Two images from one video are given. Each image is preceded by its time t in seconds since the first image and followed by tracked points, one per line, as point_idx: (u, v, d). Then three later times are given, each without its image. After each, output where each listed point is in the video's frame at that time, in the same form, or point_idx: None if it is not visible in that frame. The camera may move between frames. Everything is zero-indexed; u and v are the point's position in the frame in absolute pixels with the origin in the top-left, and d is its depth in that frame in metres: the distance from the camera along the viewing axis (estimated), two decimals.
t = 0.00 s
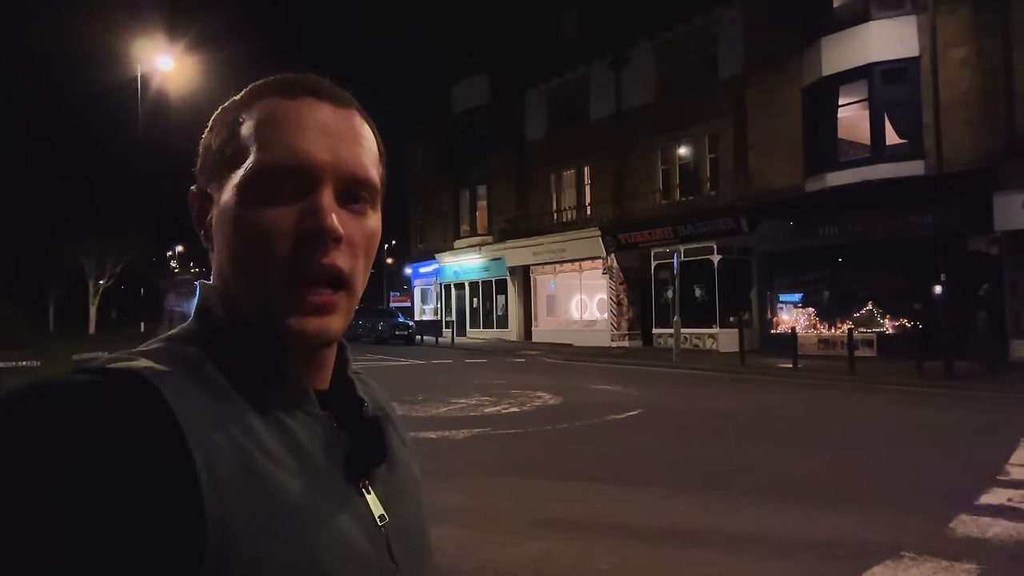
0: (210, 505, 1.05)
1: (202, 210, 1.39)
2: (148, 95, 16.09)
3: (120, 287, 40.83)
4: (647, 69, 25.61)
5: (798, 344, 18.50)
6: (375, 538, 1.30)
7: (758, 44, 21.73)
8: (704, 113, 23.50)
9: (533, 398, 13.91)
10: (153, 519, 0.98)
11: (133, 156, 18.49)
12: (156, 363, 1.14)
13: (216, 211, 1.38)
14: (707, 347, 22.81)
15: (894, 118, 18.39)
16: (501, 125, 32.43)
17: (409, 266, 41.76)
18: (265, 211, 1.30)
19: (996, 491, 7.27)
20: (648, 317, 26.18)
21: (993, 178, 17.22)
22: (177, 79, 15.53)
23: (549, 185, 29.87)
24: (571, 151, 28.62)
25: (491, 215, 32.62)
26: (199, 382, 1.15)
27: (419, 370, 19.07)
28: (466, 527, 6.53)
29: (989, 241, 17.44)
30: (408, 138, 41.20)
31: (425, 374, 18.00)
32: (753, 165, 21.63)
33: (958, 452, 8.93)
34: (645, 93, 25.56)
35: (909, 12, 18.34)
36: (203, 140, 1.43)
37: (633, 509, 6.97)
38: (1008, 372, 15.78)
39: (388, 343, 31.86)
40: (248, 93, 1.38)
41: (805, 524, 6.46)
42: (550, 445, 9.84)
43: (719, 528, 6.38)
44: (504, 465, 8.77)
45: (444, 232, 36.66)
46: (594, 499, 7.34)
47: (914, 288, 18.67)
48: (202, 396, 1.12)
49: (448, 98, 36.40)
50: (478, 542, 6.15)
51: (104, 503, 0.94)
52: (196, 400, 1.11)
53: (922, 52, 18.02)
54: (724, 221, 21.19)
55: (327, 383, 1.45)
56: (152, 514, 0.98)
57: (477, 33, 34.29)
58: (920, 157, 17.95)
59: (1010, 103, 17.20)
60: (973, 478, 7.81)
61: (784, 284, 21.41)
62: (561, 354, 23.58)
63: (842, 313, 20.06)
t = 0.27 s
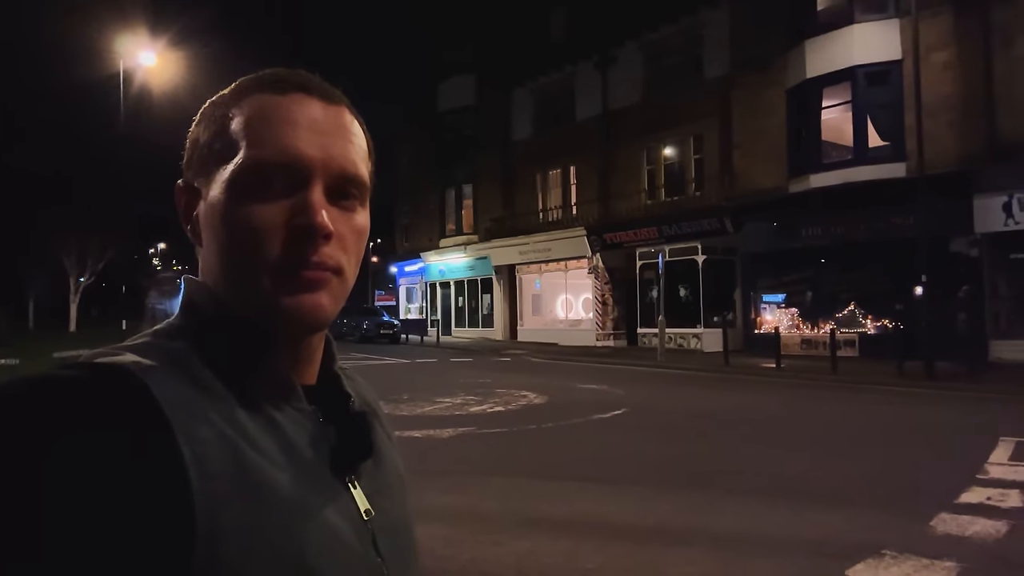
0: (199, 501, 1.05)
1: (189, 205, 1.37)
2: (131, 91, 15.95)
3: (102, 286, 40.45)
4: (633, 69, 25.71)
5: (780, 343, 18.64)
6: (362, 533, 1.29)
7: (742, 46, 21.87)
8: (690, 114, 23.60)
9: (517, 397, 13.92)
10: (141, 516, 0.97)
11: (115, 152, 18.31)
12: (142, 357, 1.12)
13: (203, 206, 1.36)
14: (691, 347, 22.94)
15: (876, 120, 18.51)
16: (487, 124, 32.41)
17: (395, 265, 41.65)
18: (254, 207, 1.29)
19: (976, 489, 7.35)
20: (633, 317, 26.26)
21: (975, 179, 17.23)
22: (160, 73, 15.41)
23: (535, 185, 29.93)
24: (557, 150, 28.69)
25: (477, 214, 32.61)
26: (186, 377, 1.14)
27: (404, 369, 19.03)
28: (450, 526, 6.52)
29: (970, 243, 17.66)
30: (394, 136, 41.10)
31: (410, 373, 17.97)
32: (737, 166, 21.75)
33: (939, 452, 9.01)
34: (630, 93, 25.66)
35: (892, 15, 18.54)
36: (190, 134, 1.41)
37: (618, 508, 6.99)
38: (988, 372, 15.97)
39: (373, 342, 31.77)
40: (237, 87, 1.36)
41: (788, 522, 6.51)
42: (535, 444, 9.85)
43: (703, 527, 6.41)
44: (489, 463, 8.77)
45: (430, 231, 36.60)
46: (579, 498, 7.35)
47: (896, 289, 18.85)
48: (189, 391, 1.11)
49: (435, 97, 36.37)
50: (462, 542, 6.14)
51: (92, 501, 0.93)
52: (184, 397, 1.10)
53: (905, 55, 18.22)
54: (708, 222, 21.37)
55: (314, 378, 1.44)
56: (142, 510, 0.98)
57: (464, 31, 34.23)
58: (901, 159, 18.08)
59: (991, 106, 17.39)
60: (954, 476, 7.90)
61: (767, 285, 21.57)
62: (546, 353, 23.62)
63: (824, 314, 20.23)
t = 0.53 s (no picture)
0: (180, 499, 1.04)
1: (174, 198, 1.36)
2: (100, 83, 15.66)
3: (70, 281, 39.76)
4: (609, 68, 25.82)
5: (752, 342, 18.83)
6: (342, 532, 1.28)
7: (717, 46, 22.06)
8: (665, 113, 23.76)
9: (493, 394, 13.93)
10: (126, 512, 0.96)
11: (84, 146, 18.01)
12: (126, 352, 1.11)
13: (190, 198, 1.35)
14: (665, 344, 23.13)
15: (848, 122, 18.76)
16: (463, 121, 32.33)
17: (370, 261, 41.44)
18: (239, 201, 1.29)
19: (942, 485, 7.51)
20: (609, 315, 26.39)
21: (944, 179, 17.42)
22: (133, 68, 15.20)
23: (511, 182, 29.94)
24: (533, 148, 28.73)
25: (454, 211, 32.56)
26: (170, 373, 1.13)
27: (378, 366, 18.96)
28: (424, 524, 6.51)
29: (937, 243, 17.98)
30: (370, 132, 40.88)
31: (385, 370, 17.90)
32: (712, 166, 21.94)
33: (907, 448, 9.18)
34: (606, 92, 25.78)
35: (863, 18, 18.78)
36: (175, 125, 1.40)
37: (592, 505, 7.03)
38: (954, 371, 16.29)
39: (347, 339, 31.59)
40: (227, 79, 1.36)
41: (760, 518, 6.59)
42: (511, 441, 9.85)
43: (676, 523, 6.46)
44: (464, 461, 8.78)
45: (406, 228, 36.46)
46: (553, 495, 7.39)
47: (867, 288, 19.12)
48: (173, 386, 1.10)
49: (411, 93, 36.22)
50: (435, 540, 6.14)
51: (79, 495, 0.91)
52: (168, 393, 1.09)
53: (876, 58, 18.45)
54: (683, 221, 21.67)
55: (297, 373, 1.44)
56: (125, 507, 0.96)
57: (440, 28, 34.10)
58: (872, 160, 18.36)
59: (958, 111, 17.73)
60: (921, 472, 8.06)
61: (740, 284, 21.83)
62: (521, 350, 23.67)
63: (796, 313, 20.52)
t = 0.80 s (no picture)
0: (182, 504, 1.02)
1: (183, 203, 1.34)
2: (55, 74, 15.26)
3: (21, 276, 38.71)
4: (573, 68, 25.98)
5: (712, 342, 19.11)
6: (342, 535, 1.25)
7: (679, 50, 22.35)
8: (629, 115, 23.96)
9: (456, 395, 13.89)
10: (138, 515, 0.97)
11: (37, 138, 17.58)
12: (125, 359, 1.09)
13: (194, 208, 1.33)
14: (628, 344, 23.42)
15: (806, 127, 19.23)
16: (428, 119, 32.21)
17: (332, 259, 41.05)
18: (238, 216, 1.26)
19: (897, 484, 7.70)
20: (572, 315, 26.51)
21: (896, 185, 17.87)
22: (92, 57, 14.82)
23: (476, 181, 29.92)
24: (498, 148, 28.78)
25: (418, 210, 32.44)
26: (172, 381, 1.10)
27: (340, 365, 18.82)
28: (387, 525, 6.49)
29: (891, 247, 18.43)
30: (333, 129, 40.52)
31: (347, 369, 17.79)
32: (674, 168, 22.27)
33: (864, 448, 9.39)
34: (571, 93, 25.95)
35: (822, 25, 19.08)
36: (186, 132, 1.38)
37: (556, 505, 7.05)
38: (905, 371, 16.74)
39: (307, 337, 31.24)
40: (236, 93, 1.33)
41: (721, 518, 6.66)
42: (475, 442, 9.84)
43: (639, 523, 6.51)
44: (429, 461, 8.76)
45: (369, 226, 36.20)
46: (518, 495, 7.41)
47: (823, 290, 19.50)
48: (175, 394, 1.08)
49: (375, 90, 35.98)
50: (398, 541, 6.12)
51: (78, 503, 0.92)
52: (170, 400, 1.06)
53: (833, 64, 18.75)
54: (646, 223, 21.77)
55: (300, 380, 1.40)
56: (125, 513, 0.96)
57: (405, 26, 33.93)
58: (829, 165, 18.91)
59: (912, 118, 18.17)
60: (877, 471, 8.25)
61: (701, 284, 22.19)
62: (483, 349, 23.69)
63: (755, 313, 20.87)
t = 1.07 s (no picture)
0: (216, 506, 1.04)
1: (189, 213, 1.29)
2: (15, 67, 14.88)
3: None
4: (543, 70, 26.06)
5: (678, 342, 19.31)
6: (379, 531, 1.24)
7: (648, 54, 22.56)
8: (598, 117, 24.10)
9: (426, 395, 13.83)
10: (171, 518, 1.00)
11: None
12: (160, 366, 1.12)
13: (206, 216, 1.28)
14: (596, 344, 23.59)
15: (771, 131, 19.54)
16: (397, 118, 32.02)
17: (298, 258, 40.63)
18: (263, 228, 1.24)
19: (862, 485, 7.83)
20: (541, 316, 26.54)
21: (857, 190, 18.44)
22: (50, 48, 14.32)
23: (445, 180, 29.87)
24: (467, 148, 28.81)
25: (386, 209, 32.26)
26: (208, 386, 1.12)
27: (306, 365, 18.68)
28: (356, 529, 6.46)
29: (853, 249, 18.76)
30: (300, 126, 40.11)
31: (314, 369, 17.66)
32: (642, 171, 22.52)
33: (831, 448, 9.56)
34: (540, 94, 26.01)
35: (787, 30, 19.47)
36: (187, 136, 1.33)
37: (528, 508, 7.05)
38: (865, 373, 17.12)
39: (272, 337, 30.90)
40: (241, 99, 1.27)
41: (692, 520, 6.72)
42: (446, 443, 9.80)
43: (610, 526, 6.54)
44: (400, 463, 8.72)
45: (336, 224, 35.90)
46: (490, 498, 7.39)
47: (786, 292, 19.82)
48: (207, 399, 1.09)
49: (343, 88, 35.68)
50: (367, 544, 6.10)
51: (108, 507, 0.96)
52: (206, 403, 1.09)
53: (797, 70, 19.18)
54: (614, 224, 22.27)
55: (334, 377, 1.39)
56: (158, 514, 0.99)
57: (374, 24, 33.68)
58: (792, 168, 19.23)
59: (874, 124, 18.65)
60: (844, 472, 8.40)
61: (668, 285, 22.45)
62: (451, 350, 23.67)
63: (720, 314, 21.19)
